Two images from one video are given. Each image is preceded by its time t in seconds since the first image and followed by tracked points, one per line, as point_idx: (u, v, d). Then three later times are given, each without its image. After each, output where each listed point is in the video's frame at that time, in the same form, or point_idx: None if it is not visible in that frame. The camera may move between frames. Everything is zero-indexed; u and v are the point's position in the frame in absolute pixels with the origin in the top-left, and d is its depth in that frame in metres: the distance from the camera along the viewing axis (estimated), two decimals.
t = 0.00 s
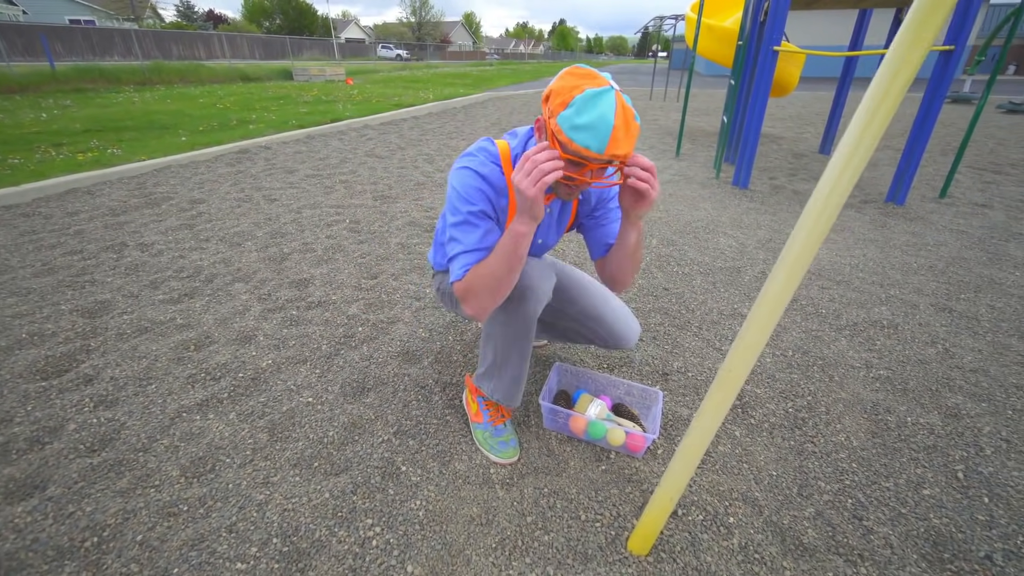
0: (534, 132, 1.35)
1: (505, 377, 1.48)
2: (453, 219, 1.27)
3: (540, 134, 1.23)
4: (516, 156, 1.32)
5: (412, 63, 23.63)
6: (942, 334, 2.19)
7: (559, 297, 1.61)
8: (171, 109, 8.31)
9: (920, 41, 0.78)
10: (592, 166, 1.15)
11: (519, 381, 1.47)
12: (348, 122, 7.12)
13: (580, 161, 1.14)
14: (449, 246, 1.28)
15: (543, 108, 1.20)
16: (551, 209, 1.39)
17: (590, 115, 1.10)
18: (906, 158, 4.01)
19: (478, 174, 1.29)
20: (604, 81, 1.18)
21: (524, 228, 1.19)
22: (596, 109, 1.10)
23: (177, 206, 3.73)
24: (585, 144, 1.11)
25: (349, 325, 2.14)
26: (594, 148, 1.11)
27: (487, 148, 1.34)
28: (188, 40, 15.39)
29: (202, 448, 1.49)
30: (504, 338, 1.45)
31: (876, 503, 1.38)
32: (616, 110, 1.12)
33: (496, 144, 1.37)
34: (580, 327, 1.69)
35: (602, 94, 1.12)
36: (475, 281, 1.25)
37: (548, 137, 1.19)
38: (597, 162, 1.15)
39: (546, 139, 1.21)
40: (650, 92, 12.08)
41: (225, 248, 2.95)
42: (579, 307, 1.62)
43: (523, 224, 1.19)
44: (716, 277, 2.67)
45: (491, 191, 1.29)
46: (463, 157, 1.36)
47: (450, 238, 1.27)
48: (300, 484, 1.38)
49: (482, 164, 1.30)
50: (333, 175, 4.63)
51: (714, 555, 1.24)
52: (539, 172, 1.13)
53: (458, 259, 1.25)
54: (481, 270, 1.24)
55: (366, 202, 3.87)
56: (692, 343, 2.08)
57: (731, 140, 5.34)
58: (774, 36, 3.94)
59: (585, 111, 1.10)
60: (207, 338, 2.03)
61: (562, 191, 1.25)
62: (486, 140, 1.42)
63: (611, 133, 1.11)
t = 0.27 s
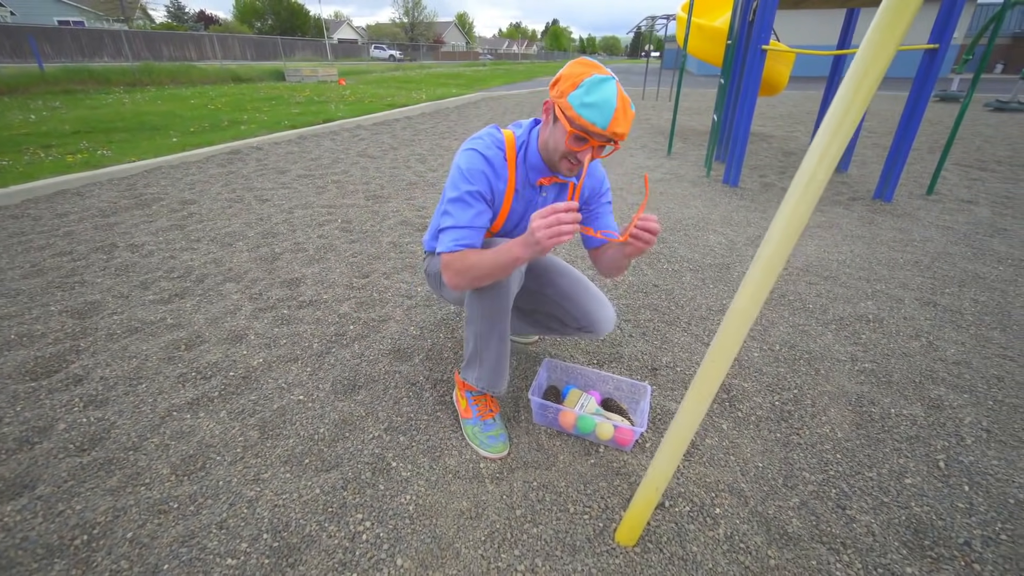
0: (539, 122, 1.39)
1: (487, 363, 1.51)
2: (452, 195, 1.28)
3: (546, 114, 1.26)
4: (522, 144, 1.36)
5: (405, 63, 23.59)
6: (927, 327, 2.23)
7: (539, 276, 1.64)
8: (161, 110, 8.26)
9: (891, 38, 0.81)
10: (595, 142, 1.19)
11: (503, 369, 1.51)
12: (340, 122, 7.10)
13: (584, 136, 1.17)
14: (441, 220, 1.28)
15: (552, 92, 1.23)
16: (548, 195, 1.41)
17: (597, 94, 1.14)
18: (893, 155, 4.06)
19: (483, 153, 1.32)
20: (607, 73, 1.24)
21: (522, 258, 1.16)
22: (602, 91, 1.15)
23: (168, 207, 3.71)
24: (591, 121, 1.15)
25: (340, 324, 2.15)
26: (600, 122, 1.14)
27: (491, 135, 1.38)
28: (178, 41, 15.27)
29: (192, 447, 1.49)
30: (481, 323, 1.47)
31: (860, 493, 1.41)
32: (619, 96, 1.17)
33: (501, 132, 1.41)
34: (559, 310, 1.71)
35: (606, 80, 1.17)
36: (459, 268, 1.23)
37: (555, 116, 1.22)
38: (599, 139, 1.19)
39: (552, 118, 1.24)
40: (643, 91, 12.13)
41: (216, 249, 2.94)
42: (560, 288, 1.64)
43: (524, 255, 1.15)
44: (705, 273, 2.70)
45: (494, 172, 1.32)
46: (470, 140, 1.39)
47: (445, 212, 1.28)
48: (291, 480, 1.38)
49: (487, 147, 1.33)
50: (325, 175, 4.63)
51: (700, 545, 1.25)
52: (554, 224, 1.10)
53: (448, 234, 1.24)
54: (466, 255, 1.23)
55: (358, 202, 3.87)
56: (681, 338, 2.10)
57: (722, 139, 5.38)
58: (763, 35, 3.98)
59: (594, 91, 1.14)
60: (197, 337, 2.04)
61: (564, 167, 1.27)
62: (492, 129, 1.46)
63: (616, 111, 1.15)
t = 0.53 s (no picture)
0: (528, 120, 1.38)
1: (472, 362, 1.50)
2: (439, 186, 1.26)
3: (536, 110, 1.25)
4: (509, 141, 1.35)
5: (397, 63, 23.51)
6: (912, 325, 2.25)
7: (521, 272, 1.62)
8: (150, 111, 8.18)
9: (866, 42, 0.83)
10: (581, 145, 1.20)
11: (490, 369, 1.51)
12: (331, 123, 7.06)
13: (571, 139, 1.18)
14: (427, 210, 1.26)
15: (541, 91, 1.22)
16: (534, 190, 1.41)
17: (588, 101, 1.14)
18: (880, 155, 4.10)
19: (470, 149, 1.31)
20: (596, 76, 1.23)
21: (512, 248, 1.17)
22: (593, 97, 1.15)
23: (155, 209, 3.67)
24: (580, 127, 1.15)
25: (328, 327, 2.14)
26: (588, 129, 1.15)
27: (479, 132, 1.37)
28: (167, 41, 15.12)
29: (176, 453, 1.47)
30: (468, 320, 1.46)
31: (845, 491, 1.42)
32: (608, 100, 1.17)
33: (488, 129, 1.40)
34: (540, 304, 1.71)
35: (597, 85, 1.16)
36: (442, 251, 1.21)
37: (544, 116, 1.21)
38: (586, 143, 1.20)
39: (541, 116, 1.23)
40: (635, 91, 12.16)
41: (203, 251, 2.91)
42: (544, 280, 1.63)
43: (516, 249, 1.16)
44: (694, 273, 2.71)
45: (482, 166, 1.31)
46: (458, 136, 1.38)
47: (430, 203, 1.26)
48: (276, 486, 1.37)
49: (476, 141, 1.33)
50: (315, 177, 4.60)
51: (687, 546, 1.26)
52: (550, 231, 1.17)
53: (434, 224, 1.22)
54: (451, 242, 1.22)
55: (348, 203, 3.85)
56: (670, 339, 2.11)
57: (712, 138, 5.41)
58: (751, 36, 4.00)
59: (584, 97, 1.14)
60: (183, 341, 2.01)
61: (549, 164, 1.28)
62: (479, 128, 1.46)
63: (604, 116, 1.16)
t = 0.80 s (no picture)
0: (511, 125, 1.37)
1: (462, 366, 1.49)
2: (423, 193, 1.24)
3: (524, 125, 1.22)
4: (492, 145, 1.34)
5: (387, 64, 23.42)
6: (899, 324, 2.27)
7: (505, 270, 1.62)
8: (135, 112, 8.06)
9: (852, 42, 0.82)
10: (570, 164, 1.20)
11: (479, 373, 1.50)
12: (320, 124, 7.01)
13: (560, 160, 1.18)
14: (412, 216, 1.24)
15: (529, 108, 1.20)
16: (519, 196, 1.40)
17: (579, 127, 1.12)
18: (867, 154, 4.14)
19: (455, 156, 1.29)
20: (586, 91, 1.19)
21: (514, 258, 1.20)
22: (583, 121, 1.12)
23: (139, 212, 3.62)
24: (570, 153, 1.14)
25: (316, 331, 2.11)
26: (577, 154, 1.14)
27: (462, 139, 1.35)
28: (152, 41, 14.92)
29: (160, 463, 1.45)
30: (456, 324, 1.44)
31: (834, 491, 1.42)
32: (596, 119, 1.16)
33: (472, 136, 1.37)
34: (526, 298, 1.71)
35: (588, 106, 1.14)
36: (433, 255, 1.19)
37: (532, 135, 1.19)
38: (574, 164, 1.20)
39: (529, 133, 1.21)
40: (625, 91, 12.19)
41: (189, 256, 2.87)
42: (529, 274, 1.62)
43: (516, 257, 1.20)
44: (684, 273, 2.71)
45: (467, 175, 1.29)
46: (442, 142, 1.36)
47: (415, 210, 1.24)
48: (262, 495, 1.35)
49: (460, 148, 1.31)
50: (303, 179, 4.56)
51: (678, 549, 1.25)
52: (548, 246, 1.22)
53: (420, 231, 1.20)
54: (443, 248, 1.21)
55: (337, 205, 3.82)
56: (660, 340, 2.11)
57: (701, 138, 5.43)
58: (739, 36, 4.02)
59: (574, 123, 1.12)
60: (167, 348, 1.98)
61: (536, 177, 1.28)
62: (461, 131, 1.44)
63: (593, 139, 1.15)
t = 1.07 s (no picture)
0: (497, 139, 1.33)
1: (459, 375, 1.47)
2: (414, 220, 1.19)
3: (514, 145, 1.20)
4: (480, 162, 1.31)
5: (373, 64, 23.24)
6: (889, 323, 2.29)
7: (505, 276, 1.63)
8: (115, 114, 7.88)
9: (851, 44, 0.81)
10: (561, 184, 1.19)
11: (475, 383, 1.48)
12: (305, 126, 6.91)
13: (552, 181, 1.18)
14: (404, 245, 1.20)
15: (519, 128, 1.17)
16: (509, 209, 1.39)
17: (570, 149, 1.11)
18: (852, 154, 4.19)
19: (445, 179, 1.25)
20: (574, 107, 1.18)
21: (514, 288, 1.21)
22: (575, 142, 1.12)
23: (120, 218, 3.53)
24: (562, 175, 1.14)
25: (305, 339, 2.07)
26: (569, 175, 1.14)
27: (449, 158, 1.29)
28: (132, 41, 14.61)
29: (144, 480, 1.40)
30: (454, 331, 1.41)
31: (831, 494, 1.42)
32: (586, 138, 1.15)
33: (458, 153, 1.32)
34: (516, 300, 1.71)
35: (579, 126, 1.13)
36: (435, 287, 1.18)
37: (523, 155, 1.18)
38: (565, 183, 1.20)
39: (519, 153, 1.19)
40: (612, 91, 12.24)
41: (173, 262, 2.80)
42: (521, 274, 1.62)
43: (518, 285, 1.20)
44: (676, 275, 2.71)
45: (458, 196, 1.26)
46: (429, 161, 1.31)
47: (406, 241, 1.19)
48: (252, 512, 1.31)
49: (448, 169, 1.26)
50: (289, 182, 4.48)
51: (677, 557, 1.24)
52: (548, 268, 1.22)
53: (415, 260, 1.17)
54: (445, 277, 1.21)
55: (324, 209, 3.76)
56: (654, 343, 2.10)
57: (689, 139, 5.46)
58: (726, 38, 4.05)
59: (566, 145, 1.11)
60: (151, 359, 1.93)
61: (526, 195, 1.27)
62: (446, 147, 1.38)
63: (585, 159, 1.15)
